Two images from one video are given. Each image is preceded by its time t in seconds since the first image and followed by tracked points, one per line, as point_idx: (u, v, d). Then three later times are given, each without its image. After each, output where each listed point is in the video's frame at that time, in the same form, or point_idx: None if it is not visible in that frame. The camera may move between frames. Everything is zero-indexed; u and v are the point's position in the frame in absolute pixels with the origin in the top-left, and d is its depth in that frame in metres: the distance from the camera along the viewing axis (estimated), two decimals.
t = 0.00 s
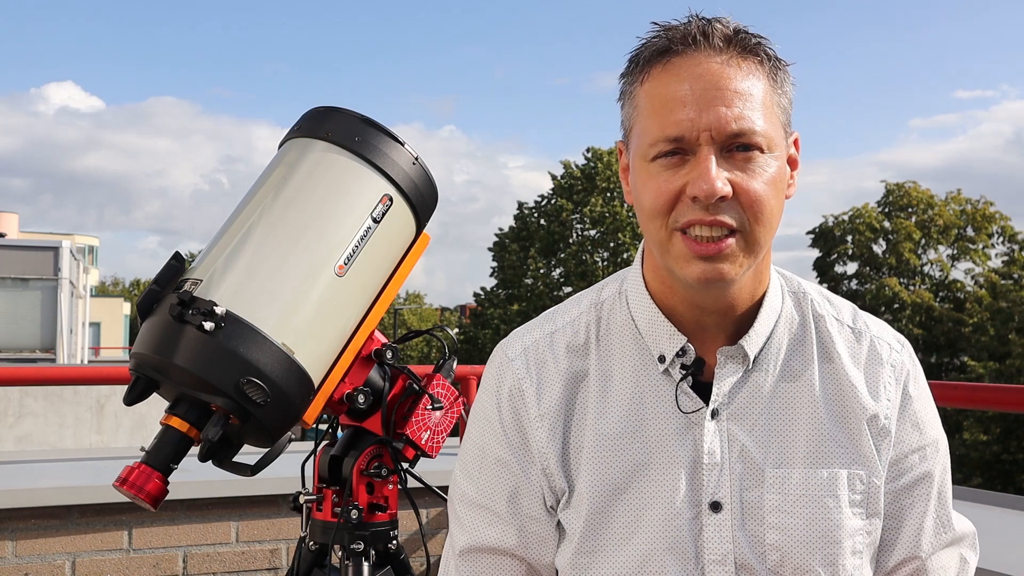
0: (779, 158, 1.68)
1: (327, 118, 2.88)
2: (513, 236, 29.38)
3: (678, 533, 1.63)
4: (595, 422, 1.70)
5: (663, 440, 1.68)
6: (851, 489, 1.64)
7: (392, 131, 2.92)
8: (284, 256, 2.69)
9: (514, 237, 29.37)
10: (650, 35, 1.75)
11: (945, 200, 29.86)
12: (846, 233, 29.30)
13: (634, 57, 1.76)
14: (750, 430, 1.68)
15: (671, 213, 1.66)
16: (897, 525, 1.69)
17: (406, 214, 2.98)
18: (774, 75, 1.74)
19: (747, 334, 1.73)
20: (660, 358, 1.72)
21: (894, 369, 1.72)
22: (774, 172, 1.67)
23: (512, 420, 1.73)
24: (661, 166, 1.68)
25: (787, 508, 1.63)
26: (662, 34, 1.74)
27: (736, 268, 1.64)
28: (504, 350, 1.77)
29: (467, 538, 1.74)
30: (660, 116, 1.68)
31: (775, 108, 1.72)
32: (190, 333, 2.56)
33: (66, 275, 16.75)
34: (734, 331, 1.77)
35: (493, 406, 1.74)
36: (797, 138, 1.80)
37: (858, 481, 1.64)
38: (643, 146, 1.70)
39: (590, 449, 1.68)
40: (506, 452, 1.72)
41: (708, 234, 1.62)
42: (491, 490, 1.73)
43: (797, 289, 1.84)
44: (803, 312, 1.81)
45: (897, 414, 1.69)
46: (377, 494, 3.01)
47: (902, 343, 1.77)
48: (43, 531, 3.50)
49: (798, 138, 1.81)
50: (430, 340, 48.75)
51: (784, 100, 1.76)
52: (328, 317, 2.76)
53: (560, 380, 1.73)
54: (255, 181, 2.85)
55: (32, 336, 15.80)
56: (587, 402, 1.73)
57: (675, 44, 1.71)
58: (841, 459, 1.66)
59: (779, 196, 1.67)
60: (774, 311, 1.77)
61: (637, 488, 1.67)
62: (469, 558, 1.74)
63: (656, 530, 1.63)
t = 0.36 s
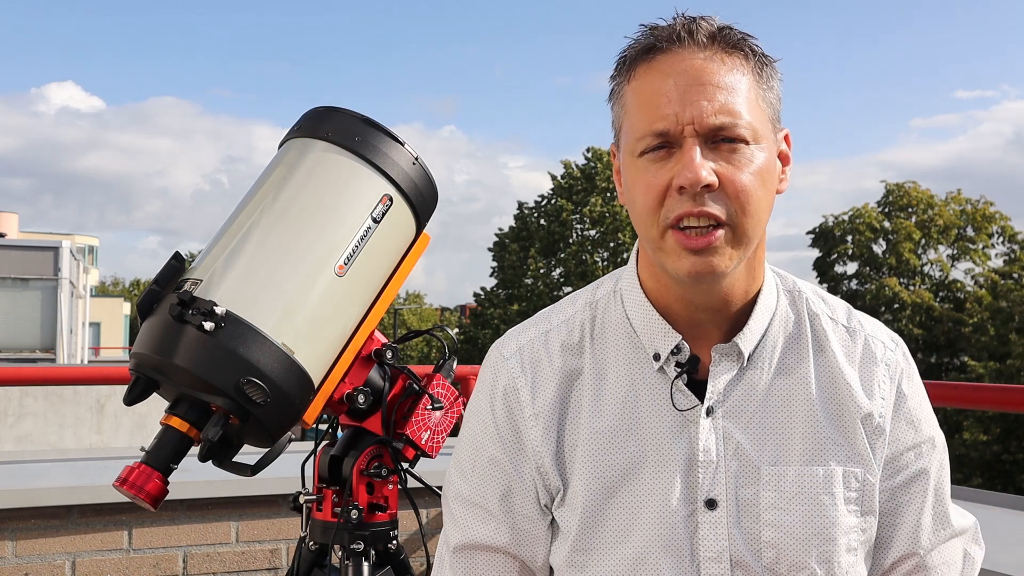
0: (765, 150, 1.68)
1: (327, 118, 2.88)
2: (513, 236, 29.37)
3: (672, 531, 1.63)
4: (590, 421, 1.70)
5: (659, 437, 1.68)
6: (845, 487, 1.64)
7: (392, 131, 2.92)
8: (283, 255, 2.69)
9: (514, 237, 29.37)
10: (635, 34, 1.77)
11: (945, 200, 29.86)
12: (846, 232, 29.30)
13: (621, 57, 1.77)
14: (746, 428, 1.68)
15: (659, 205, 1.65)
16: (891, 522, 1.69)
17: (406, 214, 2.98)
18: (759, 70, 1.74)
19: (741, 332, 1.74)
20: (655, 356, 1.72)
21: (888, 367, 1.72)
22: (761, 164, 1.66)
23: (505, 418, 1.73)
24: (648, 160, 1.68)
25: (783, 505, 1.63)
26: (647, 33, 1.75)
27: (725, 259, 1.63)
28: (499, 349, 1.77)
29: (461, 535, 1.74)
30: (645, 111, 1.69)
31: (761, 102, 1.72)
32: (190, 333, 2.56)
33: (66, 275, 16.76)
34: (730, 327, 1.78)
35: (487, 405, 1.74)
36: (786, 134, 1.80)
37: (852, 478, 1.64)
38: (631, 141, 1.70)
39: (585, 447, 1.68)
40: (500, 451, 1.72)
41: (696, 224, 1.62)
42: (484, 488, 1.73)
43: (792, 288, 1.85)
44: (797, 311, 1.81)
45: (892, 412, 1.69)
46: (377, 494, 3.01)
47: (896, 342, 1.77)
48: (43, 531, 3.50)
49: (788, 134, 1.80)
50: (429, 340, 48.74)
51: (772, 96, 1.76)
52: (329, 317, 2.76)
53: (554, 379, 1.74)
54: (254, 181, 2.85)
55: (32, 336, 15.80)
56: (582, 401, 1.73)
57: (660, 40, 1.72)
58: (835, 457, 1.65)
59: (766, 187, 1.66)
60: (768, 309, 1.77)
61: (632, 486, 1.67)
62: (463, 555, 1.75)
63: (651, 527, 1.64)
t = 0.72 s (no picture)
0: (760, 177, 1.66)
1: (327, 118, 2.88)
2: (513, 236, 29.38)
3: (670, 525, 1.64)
4: (589, 415, 1.70)
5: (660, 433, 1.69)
6: (844, 486, 1.64)
7: (392, 131, 2.92)
8: (283, 256, 2.69)
9: (514, 237, 29.37)
10: (626, 57, 1.72)
11: (945, 200, 29.86)
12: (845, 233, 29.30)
13: (613, 79, 1.74)
14: (744, 424, 1.69)
15: (654, 240, 1.66)
16: (893, 523, 1.66)
17: (406, 215, 2.98)
18: (755, 90, 1.69)
19: (743, 330, 1.73)
20: (655, 350, 1.73)
21: (894, 366, 1.71)
22: (755, 191, 1.65)
23: (504, 406, 1.73)
24: (642, 193, 1.67)
25: (779, 501, 1.63)
26: (637, 59, 1.70)
27: (722, 290, 1.66)
28: (502, 338, 1.77)
29: (456, 518, 1.76)
30: (637, 144, 1.66)
31: (755, 125, 1.68)
32: (190, 333, 2.56)
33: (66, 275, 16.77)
34: (733, 325, 1.77)
35: (488, 395, 1.75)
36: (792, 134, 1.80)
37: (852, 478, 1.64)
38: (625, 172, 1.70)
39: (584, 441, 1.69)
40: (498, 438, 1.72)
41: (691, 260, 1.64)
42: (480, 475, 1.74)
43: (795, 287, 1.84)
44: (800, 309, 1.81)
45: (896, 409, 1.68)
46: (377, 494, 3.01)
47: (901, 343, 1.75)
48: (43, 531, 3.50)
49: (793, 135, 1.81)
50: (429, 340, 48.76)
51: (769, 111, 1.72)
52: (328, 317, 2.76)
53: (554, 369, 1.74)
54: (254, 181, 2.85)
55: (32, 337, 15.79)
56: (582, 392, 1.74)
57: (650, 70, 1.68)
58: (834, 456, 1.66)
59: (762, 212, 1.66)
60: (771, 307, 1.76)
61: (629, 481, 1.68)
62: (456, 538, 1.76)
63: (647, 521, 1.64)
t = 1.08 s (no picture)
0: (756, 165, 1.66)
1: (327, 118, 2.89)
2: (513, 236, 29.39)
3: (660, 530, 1.66)
4: (586, 418, 1.74)
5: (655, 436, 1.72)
6: (834, 496, 1.62)
7: (392, 131, 2.92)
8: (283, 256, 2.69)
9: (514, 237, 29.37)
10: (632, 46, 1.77)
11: (944, 200, 29.85)
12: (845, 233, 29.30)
13: (617, 69, 1.79)
14: (737, 431, 1.68)
15: (646, 222, 1.66)
16: (879, 533, 1.64)
17: (406, 215, 2.98)
18: (753, 83, 1.72)
19: (741, 331, 1.74)
20: (652, 353, 1.76)
21: (891, 377, 1.67)
22: (750, 177, 1.64)
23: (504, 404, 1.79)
24: (638, 175, 1.69)
25: (768, 509, 1.63)
26: (641, 46, 1.75)
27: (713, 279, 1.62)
28: (509, 340, 1.84)
29: (462, 512, 1.83)
30: (635, 125, 1.70)
31: (754, 115, 1.70)
32: (190, 333, 2.56)
33: (66, 275, 16.77)
34: (728, 327, 1.76)
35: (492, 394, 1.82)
36: (792, 141, 1.81)
37: (842, 488, 1.63)
38: (622, 156, 1.72)
39: (579, 444, 1.73)
40: (497, 436, 1.79)
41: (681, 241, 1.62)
42: (481, 470, 1.81)
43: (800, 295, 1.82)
44: (801, 315, 1.79)
45: (888, 420, 1.65)
46: (377, 494, 3.01)
47: (906, 355, 1.71)
48: (43, 531, 3.50)
49: (793, 141, 1.82)
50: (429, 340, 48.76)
51: (770, 108, 1.75)
52: (328, 317, 2.76)
53: (553, 370, 1.79)
54: (254, 181, 2.85)
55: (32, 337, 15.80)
56: (579, 396, 1.78)
57: (653, 55, 1.72)
58: (824, 466, 1.64)
59: (757, 200, 1.64)
60: (769, 313, 1.76)
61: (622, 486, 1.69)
62: (463, 531, 1.83)
63: (637, 525, 1.67)
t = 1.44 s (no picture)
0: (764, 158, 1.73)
1: (327, 118, 2.89)
2: (513, 236, 29.38)
3: (646, 521, 1.74)
4: (573, 415, 1.83)
5: (639, 431, 1.79)
6: (813, 485, 1.68)
7: (392, 131, 2.92)
8: (283, 256, 2.69)
9: (514, 237, 29.36)
10: (639, 38, 1.80)
11: (945, 200, 29.85)
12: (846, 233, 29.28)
13: (625, 58, 1.81)
14: (721, 422, 1.74)
15: (660, 210, 1.71)
16: (848, 516, 1.66)
17: (406, 214, 2.98)
18: (758, 80, 1.79)
19: (725, 323, 1.79)
20: (636, 349, 1.83)
21: (867, 364, 1.70)
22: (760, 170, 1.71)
23: (495, 401, 1.90)
24: (651, 163, 1.73)
25: (749, 500, 1.68)
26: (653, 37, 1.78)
27: (723, 267, 1.69)
28: (501, 341, 1.95)
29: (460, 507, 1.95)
30: (651, 114, 1.73)
31: (759, 111, 1.77)
32: (190, 333, 2.56)
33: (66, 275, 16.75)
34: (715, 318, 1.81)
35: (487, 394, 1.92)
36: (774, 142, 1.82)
37: (821, 476, 1.68)
38: (634, 144, 1.75)
39: (567, 440, 1.81)
40: (487, 433, 1.90)
41: (697, 228, 1.68)
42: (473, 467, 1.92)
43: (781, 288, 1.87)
44: (782, 308, 1.84)
45: (861, 405, 1.68)
46: (377, 494, 3.01)
47: (888, 343, 1.73)
48: (43, 531, 3.50)
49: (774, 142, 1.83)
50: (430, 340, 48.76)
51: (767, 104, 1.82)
52: (329, 317, 2.76)
53: (540, 370, 1.89)
54: (255, 181, 2.85)
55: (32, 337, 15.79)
56: (566, 394, 1.87)
57: (668, 47, 1.76)
58: (802, 455, 1.70)
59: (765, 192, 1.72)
60: (750, 307, 1.81)
61: (609, 479, 1.78)
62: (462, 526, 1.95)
63: (624, 516, 1.75)
